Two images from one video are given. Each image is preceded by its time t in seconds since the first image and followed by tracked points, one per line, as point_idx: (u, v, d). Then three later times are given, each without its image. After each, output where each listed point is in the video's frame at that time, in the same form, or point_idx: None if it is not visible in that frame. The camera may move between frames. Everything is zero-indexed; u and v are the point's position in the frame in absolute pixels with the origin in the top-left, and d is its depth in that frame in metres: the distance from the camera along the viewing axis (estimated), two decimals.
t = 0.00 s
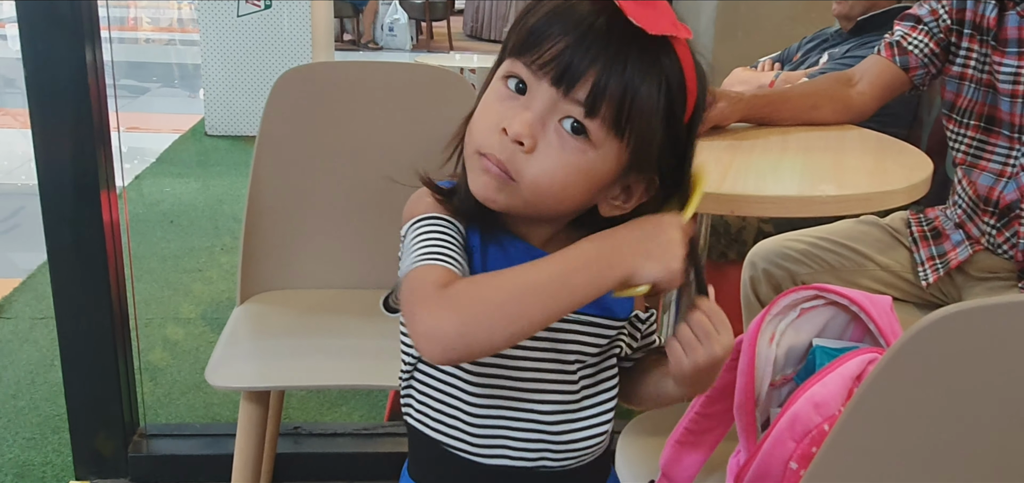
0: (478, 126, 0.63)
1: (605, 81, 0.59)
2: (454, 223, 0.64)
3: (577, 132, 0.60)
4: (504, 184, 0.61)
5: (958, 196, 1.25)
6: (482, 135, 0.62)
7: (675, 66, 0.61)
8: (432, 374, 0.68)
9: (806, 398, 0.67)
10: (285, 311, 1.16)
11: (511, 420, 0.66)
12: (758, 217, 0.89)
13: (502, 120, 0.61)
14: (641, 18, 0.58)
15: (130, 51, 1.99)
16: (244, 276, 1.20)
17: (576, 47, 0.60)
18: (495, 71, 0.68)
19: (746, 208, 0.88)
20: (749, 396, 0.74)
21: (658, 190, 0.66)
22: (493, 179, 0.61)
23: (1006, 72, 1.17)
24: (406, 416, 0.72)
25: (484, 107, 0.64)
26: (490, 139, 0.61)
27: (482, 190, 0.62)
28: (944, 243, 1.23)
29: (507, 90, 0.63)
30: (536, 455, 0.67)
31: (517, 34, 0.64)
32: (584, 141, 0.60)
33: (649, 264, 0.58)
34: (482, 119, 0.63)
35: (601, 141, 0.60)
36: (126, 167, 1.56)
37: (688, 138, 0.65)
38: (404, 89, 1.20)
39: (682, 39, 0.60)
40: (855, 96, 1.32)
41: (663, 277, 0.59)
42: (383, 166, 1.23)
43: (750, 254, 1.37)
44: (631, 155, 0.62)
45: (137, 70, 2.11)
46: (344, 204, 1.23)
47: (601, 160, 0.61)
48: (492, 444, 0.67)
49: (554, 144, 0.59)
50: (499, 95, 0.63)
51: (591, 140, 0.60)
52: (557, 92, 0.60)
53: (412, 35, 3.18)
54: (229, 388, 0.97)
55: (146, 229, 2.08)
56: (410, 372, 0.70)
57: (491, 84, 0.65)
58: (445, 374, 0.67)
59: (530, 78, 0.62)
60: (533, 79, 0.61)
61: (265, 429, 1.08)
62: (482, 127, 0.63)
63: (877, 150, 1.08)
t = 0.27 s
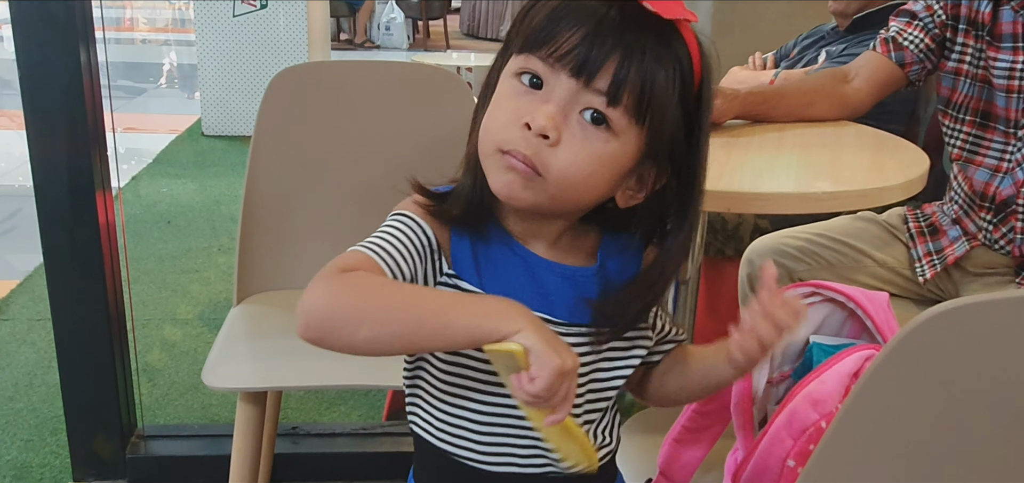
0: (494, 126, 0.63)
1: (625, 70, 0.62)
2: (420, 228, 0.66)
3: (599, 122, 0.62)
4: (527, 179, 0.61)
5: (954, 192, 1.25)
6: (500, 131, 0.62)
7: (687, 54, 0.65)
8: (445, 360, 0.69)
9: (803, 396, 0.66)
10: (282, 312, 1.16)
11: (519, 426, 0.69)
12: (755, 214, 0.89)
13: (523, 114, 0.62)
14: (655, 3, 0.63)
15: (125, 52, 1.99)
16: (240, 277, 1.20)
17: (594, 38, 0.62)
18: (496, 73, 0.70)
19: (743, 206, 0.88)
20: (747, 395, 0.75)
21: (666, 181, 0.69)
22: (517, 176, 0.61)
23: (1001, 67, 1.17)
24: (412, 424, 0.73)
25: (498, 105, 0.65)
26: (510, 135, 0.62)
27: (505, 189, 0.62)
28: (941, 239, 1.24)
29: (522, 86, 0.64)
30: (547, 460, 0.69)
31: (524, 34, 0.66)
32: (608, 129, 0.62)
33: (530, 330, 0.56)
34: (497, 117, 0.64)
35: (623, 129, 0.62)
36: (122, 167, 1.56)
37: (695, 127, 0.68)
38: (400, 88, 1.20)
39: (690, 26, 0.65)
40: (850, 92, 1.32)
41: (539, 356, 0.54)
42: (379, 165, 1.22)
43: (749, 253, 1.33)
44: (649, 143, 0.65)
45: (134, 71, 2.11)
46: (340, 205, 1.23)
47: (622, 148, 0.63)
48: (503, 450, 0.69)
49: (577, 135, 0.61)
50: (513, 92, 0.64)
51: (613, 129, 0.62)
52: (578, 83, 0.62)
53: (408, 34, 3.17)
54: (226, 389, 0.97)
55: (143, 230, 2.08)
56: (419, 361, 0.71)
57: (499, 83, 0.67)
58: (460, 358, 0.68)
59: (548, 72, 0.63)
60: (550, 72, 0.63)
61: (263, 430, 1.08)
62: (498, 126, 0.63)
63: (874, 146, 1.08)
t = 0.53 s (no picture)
0: (474, 122, 0.65)
1: (598, 79, 0.61)
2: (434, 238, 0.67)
3: (570, 130, 0.61)
4: (495, 179, 0.62)
5: (951, 189, 1.25)
6: (475, 129, 0.64)
7: (671, 65, 0.62)
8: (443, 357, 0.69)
9: (801, 395, 0.66)
10: (279, 315, 1.16)
11: (511, 418, 0.68)
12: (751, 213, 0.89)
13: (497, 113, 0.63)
14: (637, 16, 0.60)
15: (121, 55, 1.98)
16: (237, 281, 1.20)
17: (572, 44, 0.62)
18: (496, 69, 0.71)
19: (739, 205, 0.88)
20: (745, 394, 0.74)
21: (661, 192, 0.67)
22: (484, 173, 0.63)
23: (995, 62, 1.16)
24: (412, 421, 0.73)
25: (482, 102, 0.66)
26: (481, 132, 0.63)
27: (475, 184, 0.63)
28: (938, 236, 1.24)
29: (505, 85, 0.65)
30: (544, 452, 0.69)
31: (520, 33, 0.67)
32: (575, 137, 0.61)
33: (574, 255, 0.58)
34: (478, 113, 0.65)
35: (592, 137, 0.61)
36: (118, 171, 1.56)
37: (688, 141, 0.65)
38: (395, 90, 1.20)
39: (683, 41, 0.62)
40: (845, 91, 1.34)
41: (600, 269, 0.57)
42: (374, 168, 1.22)
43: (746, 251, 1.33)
44: (623, 155, 0.63)
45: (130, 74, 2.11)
46: (336, 207, 1.23)
47: (592, 156, 0.61)
48: (498, 442, 0.69)
49: (543, 139, 0.61)
50: (496, 91, 0.65)
51: (582, 137, 0.61)
52: (552, 88, 0.62)
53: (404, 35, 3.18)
54: (222, 393, 0.97)
55: (139, 234, 2.07)
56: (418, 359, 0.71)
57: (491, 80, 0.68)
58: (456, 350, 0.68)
59: (527, 73, 0.64)
60: (530, 74, 0.63)
61: (261, 433, 1.08)
62: (477, 122, 0.64)
63: (869, 143, 1.08)
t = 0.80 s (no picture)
0: (474, 114, 0.63)
1: (605, 71, 0.61)
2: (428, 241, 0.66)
3: (575, 123, 0.61)
4: (500, 172, 0.61)
5: (950, 182, 1.25)
6: (478, 122, 0.62)
7: (669, 60, 0.63)
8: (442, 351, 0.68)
9: (802, 390, 0.66)
10: (277, 315, 1.15)
11: (511, 412, 0.68)
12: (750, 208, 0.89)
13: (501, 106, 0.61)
14: (642, 12, 0.60)
15: (117, 56, 1.98)
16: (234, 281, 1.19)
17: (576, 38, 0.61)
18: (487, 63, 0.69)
19: (738, 200, 0.87)
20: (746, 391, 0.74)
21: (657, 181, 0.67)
22: (488, 166, 0.61)
23: (994, 55, 1.16)
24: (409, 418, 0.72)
25: (481, 96, 0.65)
26: (486, 125, 0.61)
27: (477, 177, 0.62)
28: (938, 230, 1.23)
29: (504, 78, 0.64)
30: (544, 444, 0.68)
31: (517, 27, 0.65)
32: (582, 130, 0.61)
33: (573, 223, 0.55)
34: (478, 107, 0.64)
35: (597, 130, 0.61)
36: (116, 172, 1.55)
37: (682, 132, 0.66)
38: (392, 88, 1.19)
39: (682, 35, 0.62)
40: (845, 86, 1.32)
41: (587, 219, 0.55)
42: (372, 166, 1.22)
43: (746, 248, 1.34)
44: (625, 147, 0.63)
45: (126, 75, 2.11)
46: (334, 207, 1.23)
47: (595, 149, 0.62)
48: (499, 436, 0.68)
49: (550, 132, 0.60)
50: (496, 85, 0.64)
51: (587, 130, 0.61)
52: (556, 81, 0.61)
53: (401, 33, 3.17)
54: (221, 393, 0.97)
55: (137, 235, 2.07)
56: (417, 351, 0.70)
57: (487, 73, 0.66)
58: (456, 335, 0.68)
59: (529, 66, 0.62)
60: (532, 67, 0.62)
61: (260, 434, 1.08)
62: (478, 115, 0.63)
63: (868, 137, 1.08)
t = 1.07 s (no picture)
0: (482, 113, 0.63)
1: (612, 69, 0.60)
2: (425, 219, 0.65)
3: (583, 120, 0.60)
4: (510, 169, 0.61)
5: (956, 178, 1.24)
6: (486, 120, 0.62)
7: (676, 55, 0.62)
8: (451, 344, 0.68)
9: (810, 388, 0.65)
10: (281, 314, 1.15)
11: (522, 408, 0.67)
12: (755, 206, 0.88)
13: (509, 104, 0.61)
14: (647, 10, 0.60)
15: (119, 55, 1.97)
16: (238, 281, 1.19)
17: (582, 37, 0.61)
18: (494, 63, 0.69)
19: (743, 198, 0.87)
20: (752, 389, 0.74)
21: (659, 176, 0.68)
22: (499, 163, 0.61)
23: (999, 49, 1.15)
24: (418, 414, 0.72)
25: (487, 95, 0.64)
26: (496, 123, 0.61)
27: (488, 175, 0.62)
28: (944, 226, 1.23)
29: (511, 76, 0.63)
30: (553, 439, 0.68)
31: (523, 27, 0.65)
32: (590, 127, 0.60)
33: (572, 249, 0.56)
34: (486, 105, 0.63)
35: (605, 127, 0.61)
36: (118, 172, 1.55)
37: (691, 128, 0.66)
38: (395, 86, 1.19)
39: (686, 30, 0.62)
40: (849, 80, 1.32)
41: (588, 264, 0.54)
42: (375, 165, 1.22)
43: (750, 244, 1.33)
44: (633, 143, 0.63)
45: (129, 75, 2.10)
46: (337, 206, 1.22)
47: (603, 146, 0.61)
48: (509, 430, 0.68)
49: (558, 130, 0.60)
50: (505, 84, 0.63)
51: (595, 127, 0.61)
52: (564, 80, 0.61)
53: (403, 32, 3.17)
54: (225, 393, 0.96)
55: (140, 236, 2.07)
56: (426, 344, 0.70)
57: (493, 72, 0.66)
58: (467, 328, 0.67)
59: (535, 66, 0.62)
60: (538, 66, 0.62)
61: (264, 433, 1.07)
62: (487, 113, 0.63)
63: (874, 134, 1.07)
